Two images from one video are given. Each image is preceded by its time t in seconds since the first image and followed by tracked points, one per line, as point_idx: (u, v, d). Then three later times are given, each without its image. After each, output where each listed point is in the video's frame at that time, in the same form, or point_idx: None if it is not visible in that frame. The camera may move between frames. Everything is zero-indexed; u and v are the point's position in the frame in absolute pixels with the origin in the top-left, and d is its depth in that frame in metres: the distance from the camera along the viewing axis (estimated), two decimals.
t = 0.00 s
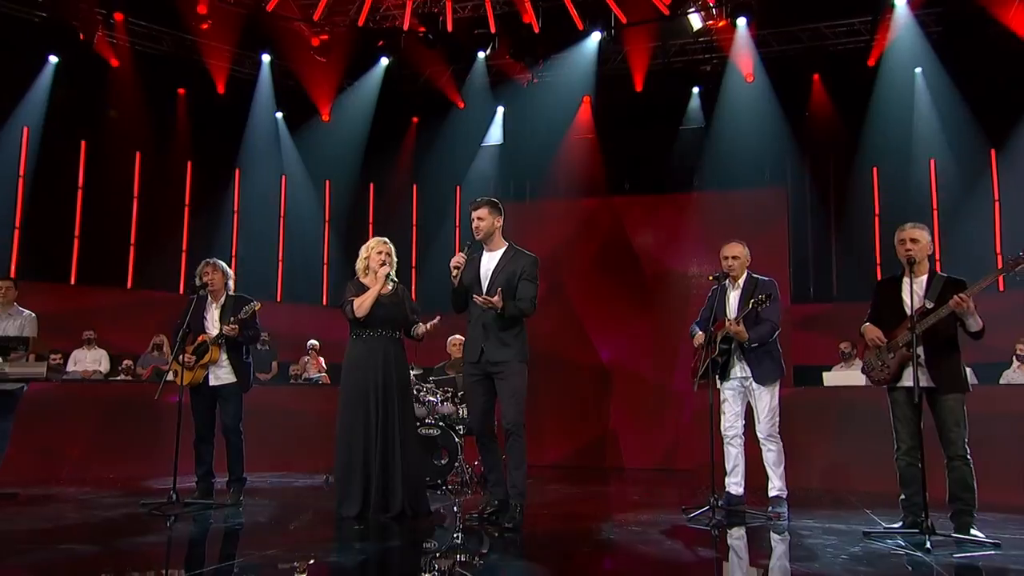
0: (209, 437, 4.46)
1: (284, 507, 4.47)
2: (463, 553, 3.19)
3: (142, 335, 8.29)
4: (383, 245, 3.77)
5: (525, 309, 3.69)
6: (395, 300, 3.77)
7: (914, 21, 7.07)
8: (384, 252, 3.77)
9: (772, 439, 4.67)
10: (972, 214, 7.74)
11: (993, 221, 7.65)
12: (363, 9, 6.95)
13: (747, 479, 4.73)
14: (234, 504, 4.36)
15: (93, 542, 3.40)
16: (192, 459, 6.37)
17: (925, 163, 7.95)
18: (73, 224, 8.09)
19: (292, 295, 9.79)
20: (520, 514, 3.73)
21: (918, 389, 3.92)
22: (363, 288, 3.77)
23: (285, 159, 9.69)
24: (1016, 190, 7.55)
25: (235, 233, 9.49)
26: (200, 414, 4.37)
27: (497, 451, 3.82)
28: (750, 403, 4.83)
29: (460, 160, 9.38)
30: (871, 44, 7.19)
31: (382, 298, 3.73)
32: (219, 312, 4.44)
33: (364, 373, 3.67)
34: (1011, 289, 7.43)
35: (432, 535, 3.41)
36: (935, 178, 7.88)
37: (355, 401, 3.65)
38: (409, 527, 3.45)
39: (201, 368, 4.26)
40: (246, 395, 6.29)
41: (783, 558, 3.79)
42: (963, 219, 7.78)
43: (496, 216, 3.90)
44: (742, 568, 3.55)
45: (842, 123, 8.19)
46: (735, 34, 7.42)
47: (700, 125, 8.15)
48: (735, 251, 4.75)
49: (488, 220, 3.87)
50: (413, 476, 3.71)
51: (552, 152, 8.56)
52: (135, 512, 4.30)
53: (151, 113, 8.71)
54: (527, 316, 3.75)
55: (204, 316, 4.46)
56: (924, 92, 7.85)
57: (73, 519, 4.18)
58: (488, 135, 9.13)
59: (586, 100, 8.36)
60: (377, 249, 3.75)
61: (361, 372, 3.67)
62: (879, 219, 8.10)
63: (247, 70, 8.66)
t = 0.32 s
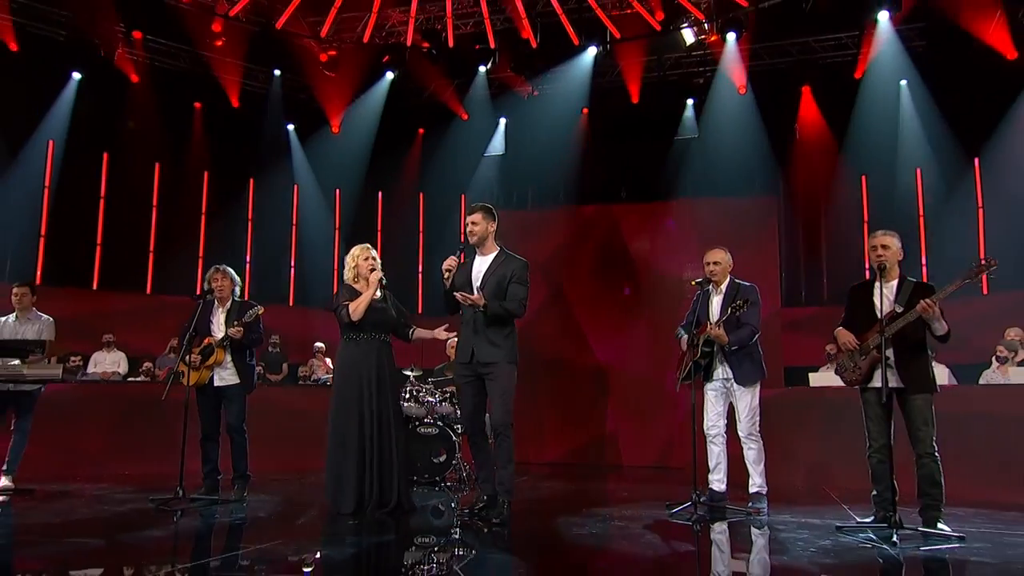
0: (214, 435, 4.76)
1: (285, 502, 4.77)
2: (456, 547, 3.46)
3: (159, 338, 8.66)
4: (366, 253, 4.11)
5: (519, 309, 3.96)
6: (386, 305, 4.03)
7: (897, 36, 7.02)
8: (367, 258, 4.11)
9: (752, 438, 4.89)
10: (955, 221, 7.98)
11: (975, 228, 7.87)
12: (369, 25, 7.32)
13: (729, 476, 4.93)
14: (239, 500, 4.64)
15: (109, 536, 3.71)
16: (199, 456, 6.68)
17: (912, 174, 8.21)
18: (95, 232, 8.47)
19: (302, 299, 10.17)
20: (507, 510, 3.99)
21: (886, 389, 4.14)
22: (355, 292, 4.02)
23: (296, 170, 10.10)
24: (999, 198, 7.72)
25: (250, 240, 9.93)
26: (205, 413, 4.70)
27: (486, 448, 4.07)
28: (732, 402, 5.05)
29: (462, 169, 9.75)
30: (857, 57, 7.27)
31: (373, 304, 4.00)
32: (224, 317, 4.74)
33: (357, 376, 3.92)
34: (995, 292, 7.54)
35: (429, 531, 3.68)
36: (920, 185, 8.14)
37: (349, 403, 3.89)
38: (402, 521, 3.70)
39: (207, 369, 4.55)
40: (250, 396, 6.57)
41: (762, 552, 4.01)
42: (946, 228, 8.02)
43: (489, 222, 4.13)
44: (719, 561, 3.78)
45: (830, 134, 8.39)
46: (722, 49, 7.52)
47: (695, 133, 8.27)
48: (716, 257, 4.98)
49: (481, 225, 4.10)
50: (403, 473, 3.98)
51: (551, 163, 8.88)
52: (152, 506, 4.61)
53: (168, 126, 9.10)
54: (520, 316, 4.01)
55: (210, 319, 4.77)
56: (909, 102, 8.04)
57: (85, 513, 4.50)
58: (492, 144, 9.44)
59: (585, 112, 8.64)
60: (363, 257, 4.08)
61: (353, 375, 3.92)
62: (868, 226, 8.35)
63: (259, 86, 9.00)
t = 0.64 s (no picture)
0: (221, 434, 5.07)
1: (288, 499, 5.07)
2: (455, 541, 3.74)
3: (175, 343, 9.04)
4: (355, 261, 4.33)
5: (512, 309, 4.15)
6: (377, 309, 4.27)
7: (882, 48, 7.16)
8: (355, 265, 4.33)
9: (735, 437, 5.10)
10: (942, 228, 7.94)
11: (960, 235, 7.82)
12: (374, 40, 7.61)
13: (714, 473, 5.13)
14: (244, 496, 4.99)
15: (126, 529, 4.04)
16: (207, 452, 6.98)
17: (899, 182, 8.20)
18: (116, 241, 8.88)
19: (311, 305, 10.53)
20: (497, 506, 4.24)
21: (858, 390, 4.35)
22: (347, 297, 4.29)
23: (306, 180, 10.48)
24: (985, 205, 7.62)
25: (264, 251, 10.29)
26: (213, 413, 4.99)
27: (477, 446, 4.35)
28: (715, 403, 5.27)
29: (466, 178, 10.03)
30: (842, 69, 7.44)
31: (365, 307, 4.22)
32: (231, 321, 5.06)
33: (349, 380, 4.18)
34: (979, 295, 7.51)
35: (430, 528, 3.98)
36: (908, 193, 8.14)
37: (341, 407, 4.15)
38: (395, 517, 3.98)
39: (213, 370, 4.86)
40: (253, 397, 6.78)
41: (743, 546, 4.22)
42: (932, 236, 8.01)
43: (479, 225, 4.39)
44: (698, 554, 4.00)
45: (820, 143, 8.43)
46: (711, 64, 7.74)
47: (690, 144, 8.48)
48: (700, 263, 5.22)
49: (472, 229, 4.36)
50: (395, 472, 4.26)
51: (551, 172, 9.17)
52: (165, 500, 4.95)
53: (186, 139, 9.53)
54: (512, 315, 4.20)
55: (218, 324, 5.10)
56: (899, 114, 8.01)
57: (99, 509, 4.81)
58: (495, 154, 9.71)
59: (584, 123, 8.93)
60: (352, 264, 4.31)
61: (346, 380, 4.18)
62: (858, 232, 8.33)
63: (270, 99, 9.29)
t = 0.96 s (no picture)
0: (229, 434, 5.34)
1: (293, 495, 5.39)
2: (455, 535, 4.05)
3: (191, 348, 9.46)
4: (351, 269, 4.68)
5: (496, 311, 4.45)
6: (372, 314, 4.60)
7: (863, 63, 7.43)
8: (351, 273, 4.69)
9: (717, 434, 5.37)
10: (924, 237, 7.95)
11: (941, 246, 7.80)
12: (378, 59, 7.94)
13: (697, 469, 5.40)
14: (250, 492, 5.32)
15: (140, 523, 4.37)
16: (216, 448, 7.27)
17: (883, 192, 8.25)
18: (138, 251, 9.32)
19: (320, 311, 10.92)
20: (489, 502, 4.54)
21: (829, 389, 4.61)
22: (343, 304, 4.62)
23: (319, 192, 10.89)
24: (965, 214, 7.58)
25: (279, 260, 10.68)
26: (221, 414, 5.27)
27: (470, 444, 4.64)
28: (699, 403, 5.54)
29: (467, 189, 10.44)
30: (824, 86, 7.74)
31: (361, 313, 4.57)
32: (240, 326, 5.42)
33: (346, 382, 4.49)
34: (962, 299, 7.48)
35: (429, 523, 4.29)
36: (892, 203, 8.19)
37: (337, 409, 4.45)
38: (389, 512, 4.29)
39: (223, 372, 5.19)
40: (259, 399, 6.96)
41: (724, 539, 4.48)
42: (914, 247, 8.02)
43: (464, 234, 4.73)
44: (677, 545, 4.28)
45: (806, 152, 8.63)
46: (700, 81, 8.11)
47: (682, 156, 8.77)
48: (684, 269, 5.48)
49: (459, 239, 4.73)
50: (386, 471, 4.58)
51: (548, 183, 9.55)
52: (177, 496, 5.29)
53: (203, 153, 9.98)
54: (497, 317, 4.50)
55: (227, 330, 5.48)
56: (882, 126, 8.14)
57: (114, 505, 5.16)
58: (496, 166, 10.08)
59: (580, 135, 9.31)
60: (348, 273, 4.66)
61: (343, 383, 4.48)
62: (845, 240, 8.43)
63: (281, 113, 9.74)
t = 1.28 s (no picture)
0: (239, 433, 5.71)
1: (298, 491, 5.73)
2: (454, 528, 4.29)
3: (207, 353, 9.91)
4: (353, 277, 5.04)
5: (479, 315, 4.77)
6: (372, 319, 4.96)
7: (845, 78, 7.62)
8: (354, 280, 5.05)
9: (700, 432, 5.65)
10: (906, 242, 8.24)
11: (922, 251, 8.08)
12: (384, 78, 8.34)
13: (682, 465, 5.70)
14: (258, 488, 5.68)
15: (157, 515, 4.70)
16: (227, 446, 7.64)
17: (867, 200, 8.62)
18: (159, 261, 9.82)
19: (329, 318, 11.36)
20: (489, 492, 4.84)
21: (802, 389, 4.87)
22: (346, 308, 4.98)
23: (330, 203, 11.37)
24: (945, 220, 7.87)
25: (293, 269, 11.17)
26: (231, 413, 5.66)
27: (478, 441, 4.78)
28: (684, 402, 5.83)
29: (472, 202, 11.10)
30: (809, 101, 7.99)
31: (362, 318, 4.93)
32: (249, 331, 5.79)
33: (349, 383, 4.83)
34: (941, 301, 7.75)
35: (429, 517, 4.62)
36: (876, 211, 8.52)
37: (339, 410, 4.79)
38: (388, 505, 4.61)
39: (231, 373, 5.51)
40: (268, 400, 7.22)
41: (708, 532, 4.74)
42: (897, 251, 8.32)
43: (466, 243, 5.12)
44: (656, 535, 4.59)
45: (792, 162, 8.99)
46: (689, 96, 8.37)
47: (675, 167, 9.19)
48: (668, 274, 5.80)
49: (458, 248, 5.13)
50: (384, 467, 4.92)
51: (546, 192, 9.89)
52: (189, 492, 5.65)
53: (221, 167, 10.50)
54: (481, 320, 4.82)
55: (237, 334, 5.85)
56: (865, 139, 8.48)
57: (131, 499, 5.53)
58: (499, 176, 10.62)
59: (580, 147, 9.64)
60: (350, 280, 5.03)
61: (345, 385, 4.82)
62: (831, 244, 8.78)
63: (294, 129, 10.12)
